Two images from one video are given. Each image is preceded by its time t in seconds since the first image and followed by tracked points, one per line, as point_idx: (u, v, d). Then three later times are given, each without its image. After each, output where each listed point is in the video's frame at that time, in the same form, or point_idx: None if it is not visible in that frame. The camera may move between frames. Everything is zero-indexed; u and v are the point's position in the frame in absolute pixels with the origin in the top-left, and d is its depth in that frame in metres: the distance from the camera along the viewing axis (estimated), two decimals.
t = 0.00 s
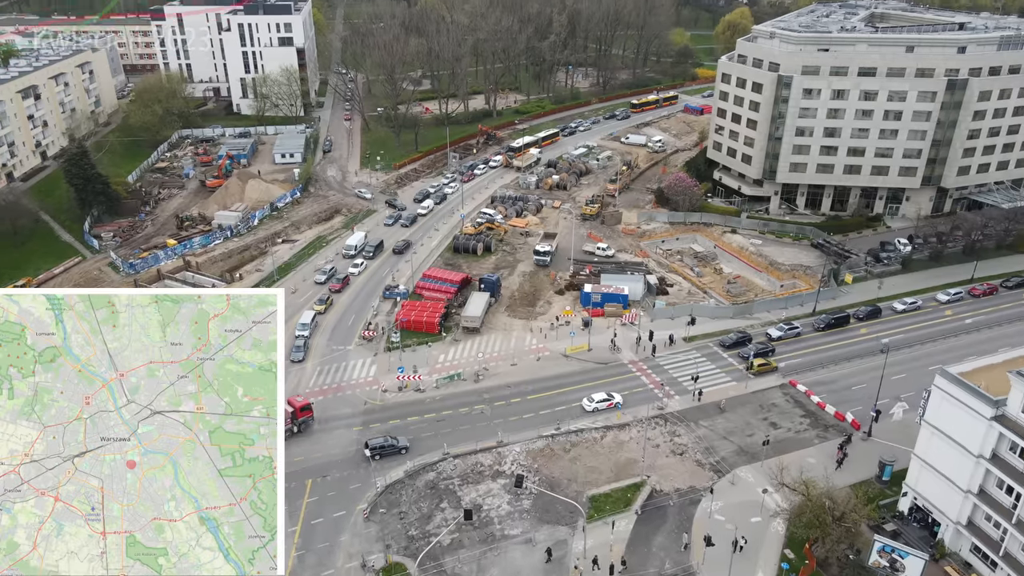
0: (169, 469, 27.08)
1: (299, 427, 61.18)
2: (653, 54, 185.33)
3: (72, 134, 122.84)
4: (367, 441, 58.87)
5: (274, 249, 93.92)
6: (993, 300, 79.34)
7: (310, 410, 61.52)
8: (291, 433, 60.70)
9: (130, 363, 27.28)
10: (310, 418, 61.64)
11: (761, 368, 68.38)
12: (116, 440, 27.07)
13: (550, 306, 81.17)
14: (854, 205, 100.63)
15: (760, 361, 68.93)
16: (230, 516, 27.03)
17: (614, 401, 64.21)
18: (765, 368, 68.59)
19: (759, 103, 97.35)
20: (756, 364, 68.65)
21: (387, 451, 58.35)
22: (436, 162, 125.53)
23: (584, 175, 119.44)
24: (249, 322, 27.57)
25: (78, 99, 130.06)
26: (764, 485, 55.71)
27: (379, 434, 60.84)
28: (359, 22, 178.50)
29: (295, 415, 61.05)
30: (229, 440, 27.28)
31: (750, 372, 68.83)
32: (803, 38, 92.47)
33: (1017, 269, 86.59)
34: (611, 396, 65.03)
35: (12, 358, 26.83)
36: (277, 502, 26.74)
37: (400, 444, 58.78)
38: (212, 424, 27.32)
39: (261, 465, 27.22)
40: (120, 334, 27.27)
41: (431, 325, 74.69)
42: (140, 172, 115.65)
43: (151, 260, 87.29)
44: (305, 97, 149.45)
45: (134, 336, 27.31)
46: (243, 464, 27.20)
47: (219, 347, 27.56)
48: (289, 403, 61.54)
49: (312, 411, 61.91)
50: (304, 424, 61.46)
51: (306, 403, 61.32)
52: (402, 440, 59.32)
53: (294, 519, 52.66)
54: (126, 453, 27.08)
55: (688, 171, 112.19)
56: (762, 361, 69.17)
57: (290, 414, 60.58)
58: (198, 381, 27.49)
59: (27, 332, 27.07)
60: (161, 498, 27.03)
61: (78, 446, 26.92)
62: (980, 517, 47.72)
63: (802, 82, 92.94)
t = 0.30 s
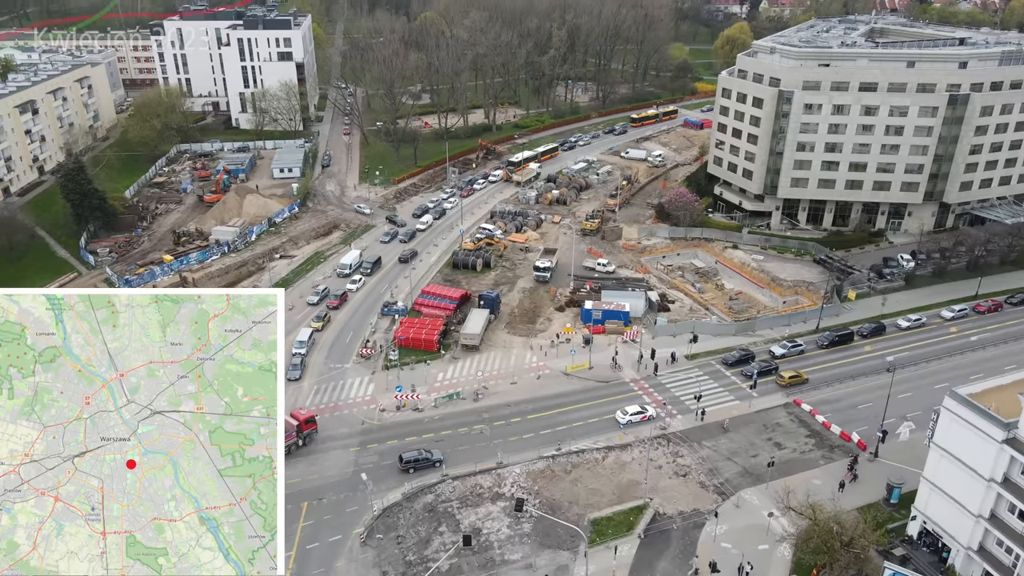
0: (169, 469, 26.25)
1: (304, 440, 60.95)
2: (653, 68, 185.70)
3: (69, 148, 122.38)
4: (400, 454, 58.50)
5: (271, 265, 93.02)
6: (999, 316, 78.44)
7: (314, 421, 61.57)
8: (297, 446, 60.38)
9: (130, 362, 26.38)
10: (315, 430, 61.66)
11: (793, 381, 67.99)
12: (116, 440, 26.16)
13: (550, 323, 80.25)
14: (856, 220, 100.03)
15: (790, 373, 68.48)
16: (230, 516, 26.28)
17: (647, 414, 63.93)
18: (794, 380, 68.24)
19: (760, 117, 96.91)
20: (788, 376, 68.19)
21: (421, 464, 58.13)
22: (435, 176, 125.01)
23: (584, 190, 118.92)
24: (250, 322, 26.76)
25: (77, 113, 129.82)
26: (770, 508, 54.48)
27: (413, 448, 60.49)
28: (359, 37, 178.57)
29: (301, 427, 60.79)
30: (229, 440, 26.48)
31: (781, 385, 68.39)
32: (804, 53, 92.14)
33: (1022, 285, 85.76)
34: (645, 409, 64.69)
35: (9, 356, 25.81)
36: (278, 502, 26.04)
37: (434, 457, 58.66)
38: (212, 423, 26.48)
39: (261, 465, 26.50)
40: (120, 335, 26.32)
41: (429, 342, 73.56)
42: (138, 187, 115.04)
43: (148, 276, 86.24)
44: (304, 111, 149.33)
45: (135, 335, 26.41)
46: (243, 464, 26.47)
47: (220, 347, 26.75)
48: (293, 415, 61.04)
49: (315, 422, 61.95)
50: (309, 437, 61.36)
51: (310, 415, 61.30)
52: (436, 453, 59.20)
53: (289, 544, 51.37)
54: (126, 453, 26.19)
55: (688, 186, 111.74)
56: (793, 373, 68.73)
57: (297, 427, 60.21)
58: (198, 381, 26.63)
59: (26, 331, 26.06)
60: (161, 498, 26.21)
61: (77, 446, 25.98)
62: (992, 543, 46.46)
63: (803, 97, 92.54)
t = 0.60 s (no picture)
0: (169, 469, 26.05)
1: (308, 452, 60.73)
2: (653, 82, 186.02)
3: (67, 162, 121.76)
4: (435, 466, 58.34)
5: (270, 280, 92.12)
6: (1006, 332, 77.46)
7: (317, 432, 61.49)
8: (302, 457, 60.10)
9: (130, 362, 26.21)
10: (318, 441, 61.53)
11: (825, 392, 67.67)
12: (116, 440, 25.99)
13: (552, 338, 79.25)
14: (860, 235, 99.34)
15: (823, 385, 68.16)
16: (230, 516, 26.02)
17: (683, 425, 63.79)
18: (827, 391, 67.87)
19: (762, 131, 96.44)
20: (821, 387, 67.90)
21: (455, 476, 57.81)
22: (435, 190, 124.38)
23: (585, 203, 118.27)
24: (250, 322, 26.55)
25: (76, 127, 129.52)
26: (778, 531, 53.20)
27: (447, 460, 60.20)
28: (359, 50, 178.87)
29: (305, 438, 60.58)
30: (229, 440, 26.25)
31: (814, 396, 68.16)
32: (806, 67, 91.75)
33: None
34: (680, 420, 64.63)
35: (10, 357, 25.63)
36: (278, 502, 25.72)
37: (469, 469, 58.28)
38: (212, 423, 26.25)
39: (261, 464, 26.25)
40: (120, 334, 26.14)
41: (429, 358, 72.49)
42: (136, 201, 114.38)
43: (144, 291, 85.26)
44: (304, 124, 149.16)
45: (135, 336, 26.23)
46: (243, 464, 26.22)
47: (219, 347, 26.54)
48: (297, 427, 60.74)
49: (318, 433, 61.88)
50: (312, 448, 61.17)
51: (313, 426, 61.18)
52: (471, 465, 58.82)
53: (285, 567, 50.03)
54: (126, 453, 26.00)
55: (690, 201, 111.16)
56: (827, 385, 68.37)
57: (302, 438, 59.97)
58: (198, 381, 26.42)
59: (26, 331, 25.86)
60: (161, 498, 25.99)
61: (77, 446, 25.82)
62: (1005, 567, 45.19)
63: (805, 111, 92.02)
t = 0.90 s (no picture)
0: (169, 469, 25.91)
1: (313, 460, 60.52)
2: (654, 95, 186.08)
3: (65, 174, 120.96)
4: (471, 475, 58.01)
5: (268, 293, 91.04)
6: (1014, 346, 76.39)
7: (320, 440, 61.25)
8: (307, 466, 59.86)
9: (130, 362, 26.11)
10: (321, 449, 61.30)
11: (859, 400, 67.21)
12: (116, 440, 25.86)
13: (553, 353, 78.14)
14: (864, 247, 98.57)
15: (857, 394, 67.69)
16: (230, 516, 25.86)
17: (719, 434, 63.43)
18: (861, 400, 67.39)
19: (764, 143, 95.88)
20: (855, 396, 67.47)
21: (491, 485, 57.46)
22: (435, 203, 123.56)
23: (586, 216, 117.47)
24: (250, 322, 26.39)
25: (75, 139, 129.00)
26: (787, 552, 51.79)
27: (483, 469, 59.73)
28: (359, 63, 178.72)
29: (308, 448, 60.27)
30: (229, 440, 26.13)
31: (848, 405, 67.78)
32: (808, 79, 91.30)
33: None
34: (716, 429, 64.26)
35: (10, 357, 25.52)
36: (278, 501, 25.58)
37: (504, 479, 57.87)
38: (212, 424, 26.16)
39: (261, 464, 26.09)
40: (120, 334, 26.03)
41: (429, 373, 71.37)
42: (134, 214, 113.64)
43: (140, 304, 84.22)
44: (304, 137, 148.66)
45: (135, 335, 26.13)
46: (243, 464, 26.08)
47: (220, 347, 26.42)
48: (299, 437, 60.33)
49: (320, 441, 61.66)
50: (316, 456, 60.94)
51: (315, 434, 60.89)
52: (506, 475, 58.41)
53: None
54: (126, 453, 25.87)
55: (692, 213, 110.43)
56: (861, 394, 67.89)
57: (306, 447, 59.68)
58: (198, 381, 26.31)
59: (26, 331, 25.75)
60: (161, 498, 25.85)
61: (77, 446, 25.69)
62: None
63: (808, 123, 91.46)
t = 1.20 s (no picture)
0: (169, 469, 24.95)
1: (316, 467, 60.22)
2: (654, 107, 185.86)
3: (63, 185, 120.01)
4: (508, 484, 57.57)
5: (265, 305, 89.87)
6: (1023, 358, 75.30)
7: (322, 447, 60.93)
8: (311, 473, 59.59)
9: (130, 362, 25.08)
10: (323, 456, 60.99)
11: (893, 408, 66.89)
12: (116, 440, 24.85)
13: (556, 366, 76.97)
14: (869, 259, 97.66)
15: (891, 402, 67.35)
16: (230, 516, 24.92)
17: (756, 442, 63.14)
18: (895, 408, 67.04)
19: (768, 154, 95.25)
20: (889, 404, 67.17)
21: (529, 494, 57.09)
22: (436, 214, 122.71)
23: (588, 228, 116.58)
24: (250, 322, 25.35)
25: (73, 150, 128.37)
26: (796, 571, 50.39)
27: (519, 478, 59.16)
28: (359, 75, 178.42)
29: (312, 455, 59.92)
30: (229, 440, 25.16)
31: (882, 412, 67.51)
32: (812, 90, 90.77)
33: None
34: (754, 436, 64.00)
35: (9, 357, 24.48)
36: (278, 502, 24.67)
37: (540, 487, 57.51)
38: (212, 423, 25.19)
39: (261, 465, 25.14)
40: (120, 335, 24.98)
41: (429, 387, 70.23)
42: (132, 225, 112.70)
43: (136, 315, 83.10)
44: (304, 148, 148.06)
45: (134, 335, 25.08)
46: (243, 464, 25.15)
47: (220, 347, 25.41)
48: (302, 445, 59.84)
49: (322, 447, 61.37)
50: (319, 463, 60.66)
51: (318, 441, 60.54)
52: (542, 483, 58.01)
53: None
54: (126, 453, 24.87)
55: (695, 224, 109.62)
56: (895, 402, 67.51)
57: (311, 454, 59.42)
58: (198, 381, 25.30)
59: (26, 331, 24.71)
60: (161, 498, 24.89)
61: (77, 446, 24.68)
62: None
63: (812, 133, 90.84)
